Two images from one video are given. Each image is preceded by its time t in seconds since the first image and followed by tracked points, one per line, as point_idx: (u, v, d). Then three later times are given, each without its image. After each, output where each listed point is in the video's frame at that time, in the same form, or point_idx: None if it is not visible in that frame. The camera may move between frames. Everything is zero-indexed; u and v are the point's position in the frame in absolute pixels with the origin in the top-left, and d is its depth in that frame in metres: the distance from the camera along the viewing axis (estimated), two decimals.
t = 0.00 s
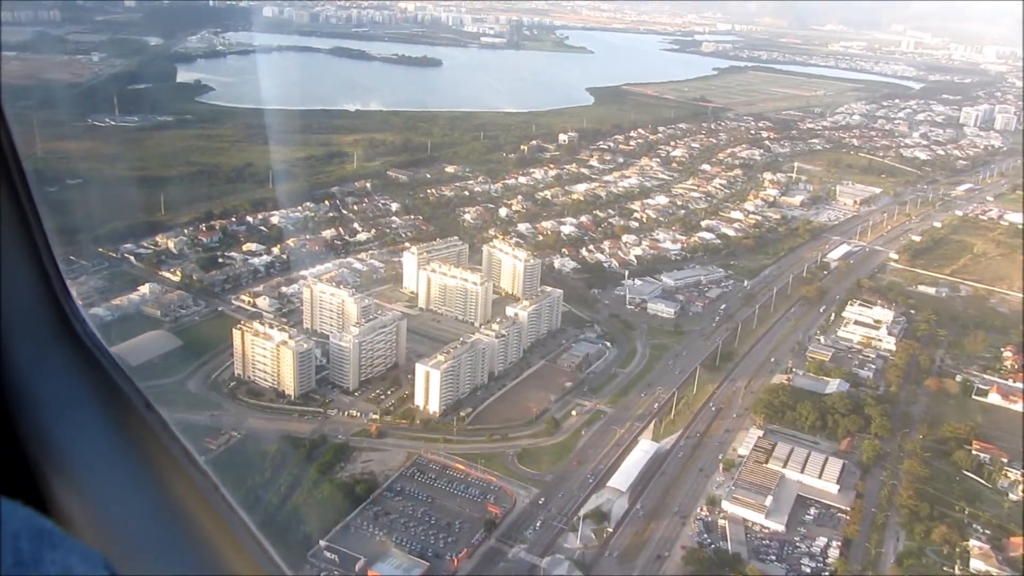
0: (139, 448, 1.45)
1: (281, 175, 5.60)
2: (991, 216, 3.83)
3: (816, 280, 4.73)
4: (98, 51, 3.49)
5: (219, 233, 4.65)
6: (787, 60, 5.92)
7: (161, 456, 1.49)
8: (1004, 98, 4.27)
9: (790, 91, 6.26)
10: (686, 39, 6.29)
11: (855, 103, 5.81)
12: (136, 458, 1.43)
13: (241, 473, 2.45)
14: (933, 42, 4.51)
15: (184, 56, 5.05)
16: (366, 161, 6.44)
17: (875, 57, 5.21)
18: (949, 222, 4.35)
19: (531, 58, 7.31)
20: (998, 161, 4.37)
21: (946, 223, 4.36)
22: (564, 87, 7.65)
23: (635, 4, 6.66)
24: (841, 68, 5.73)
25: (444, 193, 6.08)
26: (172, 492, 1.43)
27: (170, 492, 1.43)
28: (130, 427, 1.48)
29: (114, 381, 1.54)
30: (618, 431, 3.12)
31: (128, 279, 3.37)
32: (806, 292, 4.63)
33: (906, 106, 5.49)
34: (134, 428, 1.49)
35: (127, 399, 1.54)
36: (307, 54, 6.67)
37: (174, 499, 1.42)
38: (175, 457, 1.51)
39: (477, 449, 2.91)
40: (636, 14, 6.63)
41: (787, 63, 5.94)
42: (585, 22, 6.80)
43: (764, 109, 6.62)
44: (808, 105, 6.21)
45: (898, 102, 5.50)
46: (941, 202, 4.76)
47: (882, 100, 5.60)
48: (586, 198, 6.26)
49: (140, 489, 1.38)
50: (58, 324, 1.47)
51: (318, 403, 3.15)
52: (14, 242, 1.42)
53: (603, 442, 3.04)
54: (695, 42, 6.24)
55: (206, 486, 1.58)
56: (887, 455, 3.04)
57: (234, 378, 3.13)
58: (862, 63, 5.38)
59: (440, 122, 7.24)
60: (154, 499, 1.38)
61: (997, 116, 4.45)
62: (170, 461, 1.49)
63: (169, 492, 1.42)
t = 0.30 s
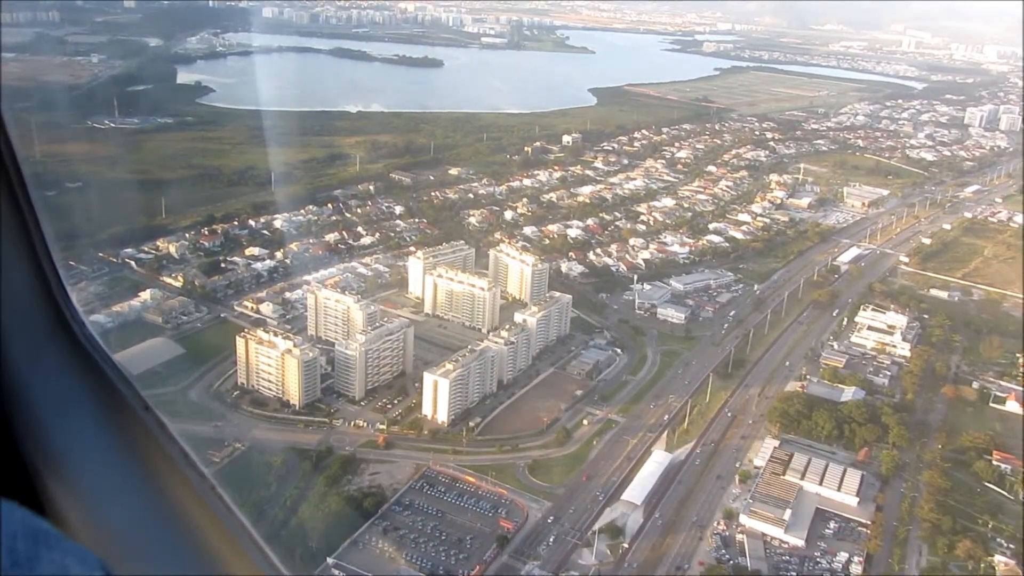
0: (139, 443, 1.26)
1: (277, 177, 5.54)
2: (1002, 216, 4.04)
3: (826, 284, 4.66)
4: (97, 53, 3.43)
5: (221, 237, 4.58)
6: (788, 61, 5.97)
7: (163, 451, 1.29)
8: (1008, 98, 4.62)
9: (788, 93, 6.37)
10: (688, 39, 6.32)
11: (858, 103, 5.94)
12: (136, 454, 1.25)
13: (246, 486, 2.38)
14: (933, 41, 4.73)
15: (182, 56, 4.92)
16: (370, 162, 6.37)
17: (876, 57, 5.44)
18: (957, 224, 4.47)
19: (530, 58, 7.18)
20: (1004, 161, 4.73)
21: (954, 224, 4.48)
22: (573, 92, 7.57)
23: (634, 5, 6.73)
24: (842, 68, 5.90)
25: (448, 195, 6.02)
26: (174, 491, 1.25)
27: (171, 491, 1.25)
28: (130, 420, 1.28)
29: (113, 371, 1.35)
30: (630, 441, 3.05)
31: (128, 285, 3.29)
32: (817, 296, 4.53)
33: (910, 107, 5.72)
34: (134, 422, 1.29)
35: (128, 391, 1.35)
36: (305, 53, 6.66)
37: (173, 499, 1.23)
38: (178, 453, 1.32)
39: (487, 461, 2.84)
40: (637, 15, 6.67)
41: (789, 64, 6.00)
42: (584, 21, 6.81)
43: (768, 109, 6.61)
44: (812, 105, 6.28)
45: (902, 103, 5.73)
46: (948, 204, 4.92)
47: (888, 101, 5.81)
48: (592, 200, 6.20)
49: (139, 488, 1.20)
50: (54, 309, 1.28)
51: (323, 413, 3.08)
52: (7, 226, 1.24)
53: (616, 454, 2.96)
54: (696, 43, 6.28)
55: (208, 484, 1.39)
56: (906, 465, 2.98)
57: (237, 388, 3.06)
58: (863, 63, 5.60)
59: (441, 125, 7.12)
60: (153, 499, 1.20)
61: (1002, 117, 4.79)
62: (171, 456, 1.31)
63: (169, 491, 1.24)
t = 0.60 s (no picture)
0: (139, 444, 1.31)
1: (279, 179, 5.46)
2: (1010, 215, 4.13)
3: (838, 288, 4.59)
4: (97, 52, 3.36)
5: (223, 240, 4.49)
6: (791, 62, 5.88)
7: (163, 452, 1.33)
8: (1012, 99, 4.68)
9: (790, 93, 6.32)
10: (689, 40, 6.03)
11: (862, 103, 5.97)
12: (136, 454, 1.29)
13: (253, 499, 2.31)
14: (935, 43, 4.73)
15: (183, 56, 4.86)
16: (372, 164, 6.29)
17: (880, 57, 5.45)
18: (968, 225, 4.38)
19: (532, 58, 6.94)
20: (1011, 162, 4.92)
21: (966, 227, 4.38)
22: (574, 93, 7.37)
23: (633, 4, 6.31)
24: (846, 69, 5.83)
25: (452, 198, 5.93)
26: (173, 491, 1.28)
27: (171, 491, 1.28)
28: (130, 421, 1.32)
29: (114, 373, 1.40)
30: (643, 452, 2.98)
31: (129, 289, 3.22)
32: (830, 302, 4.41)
33: (915, 108, 5.74)
34: (134, 423, 1.33)
35: (130, 393, 1.39)
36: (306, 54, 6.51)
37: (173, 498, 1.27)
38: (178, 453, 1.35)
39: (499, 472, 2.77)
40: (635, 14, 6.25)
41: (792, 64, 5.91)
42: (586, 22, 6.39)
43: (772, 110, 6.60)
44: (815, 106, 6.27)
45: (906, 104, 5.75)
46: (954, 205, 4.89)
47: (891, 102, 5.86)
48: (598, 203, 6.12)
49: (139, 488, 1.24)
50: (54, 313, 1.33)
51: (329, 423, 3.01)
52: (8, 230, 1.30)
53: (629, 465, 2.90)
54: (698, 43, 6.02)
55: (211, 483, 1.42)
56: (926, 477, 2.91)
57: (241, 397, 2.99)
58: (865, 64, 5.58)
59: (445, 125, 7.08)
60: (153, 498, 1.24)
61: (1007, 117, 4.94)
62: (172, 456, 1.34)
63: (169, 491, 1.27)
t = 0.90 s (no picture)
0: (140, 442, 1.12)
1: (280, 182, 5.38)
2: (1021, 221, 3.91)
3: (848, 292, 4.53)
4: (99, 52, 3.30)
5: (226, 244, 4.41)
6: (792, 63, 5.97)
7: (165, 451, 1.13)
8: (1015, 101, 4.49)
9: (797, 96, 6.19)
10: (691, 41, 6.26)
11: (867, 106, 5.80)
12: (136, 452, 1.10)
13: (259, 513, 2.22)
14: (938, 42, 4.77)
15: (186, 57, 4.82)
16: (375, 166, 6.23)
17: (880, 58, 5.49)
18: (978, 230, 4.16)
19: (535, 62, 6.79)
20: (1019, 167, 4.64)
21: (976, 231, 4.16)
22: (576, 93, 7.13)
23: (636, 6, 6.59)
24: (847, 71, 5.80)
25: (456, 200, 5.87)
26: (175, 491, 1.09)
27: (174, 491, 1.09)
28: (129, 418, 1.14)
29: (113, 368, 1.22)
30: (657, 465, 2.91)
31: (131, 294, 3.15)
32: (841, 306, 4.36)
33: (919, 109, 5.56)
34: (134, 421, 1.15)
35: (131, 391, 1.21)
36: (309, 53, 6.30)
37: (176, 499, 1.08)
38: (182, 451, 1.15)
39: (511, 486, 2.70)
40: (638, 17, 6.52)
41: (793, 65, 5.98)
42: (591, 25, 6.50)
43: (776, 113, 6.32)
44: (819, 108, 6.08)
45: (911, 106, 5.58)
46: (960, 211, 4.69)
47: (896, 104, 5.71)
48: (604, 207, 6.06)
49: (139, 489, 1.07)
50: (54, 308, 1.19)
51: (335, 433, 2.94)
52: None
53: (643, 478, 2.83)
54: (701, 42, 6.23)
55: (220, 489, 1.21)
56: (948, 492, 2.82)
57: (245, 406, 2.92)
58: (869, 65, 5.57)
59: (448, 128, 6.99)
60: (154, 498, 1.07)
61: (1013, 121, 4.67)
62: (176, 456, 1.14)
63: (170, 489, 1.09)
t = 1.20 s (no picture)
0: (141, 442, 1.09)
1: (283, 185, 5.27)
2: None
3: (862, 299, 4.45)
4: (99, 52, 3.23)
5: (228, 249, 4.27)
6: (794, 64, 5.88)
7: (166, 450, 1.10)
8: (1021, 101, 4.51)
9: (797, 98, 6.28)
10: (695, 43, 6.08)
11: (872, 109, 5.76)
12: (136, 453, 1.08)
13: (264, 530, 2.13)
14: (940, 45, 4.63)
15: (188, 58, 4.76)
16: (380, 169, 6.11)
17: (883, 59, 5.36)
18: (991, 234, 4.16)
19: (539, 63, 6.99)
20: None
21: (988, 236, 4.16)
22: (580, 95, 7.13)
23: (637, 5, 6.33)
24: (852, 72, 5.69)
25: (462, 205, 5.78)
26: (177, 491, 1.06)
27: (175, 491, 1.06)
28: (131, 418, 1.11)
29: (116, 367, 1.19)
30: (674, 480, 2.83)
31: (133, 302, 3.07)
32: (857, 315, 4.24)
33: (925, 112, 5.54)
34: (136, 421, 1.12)
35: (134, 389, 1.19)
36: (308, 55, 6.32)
37: (177, 498, 1.05)
38: (184, 450, 1.12)
39: (523, 503, 2.62)
40: (641, 16, 6.35)
41: (794, 67, 5.91)
42: (588, 25, 6.51)
43: (780, 115, 6.39)
44: (825, 111, 6.08)
45: (916, 108, 5.57)
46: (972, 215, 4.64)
47: (900, 107, 5.66)
48: (612, 211, 5.96)
49: (140, 488, 1.04)
50: (56, 308, 1.15)
51: (342, 447, 2.86)
52: None
53: (660, 494, 2.75)
54: (703, 45, 6.05)
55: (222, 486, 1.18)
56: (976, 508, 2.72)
57: (249, 419, 2.85)
58: (871, 67, 5.51)
59: (452, 130, 6.85)
60: (155, 498, 1.04)
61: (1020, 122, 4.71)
62: (178, 456, 1.11)
63: (171, 489, 1.06)
